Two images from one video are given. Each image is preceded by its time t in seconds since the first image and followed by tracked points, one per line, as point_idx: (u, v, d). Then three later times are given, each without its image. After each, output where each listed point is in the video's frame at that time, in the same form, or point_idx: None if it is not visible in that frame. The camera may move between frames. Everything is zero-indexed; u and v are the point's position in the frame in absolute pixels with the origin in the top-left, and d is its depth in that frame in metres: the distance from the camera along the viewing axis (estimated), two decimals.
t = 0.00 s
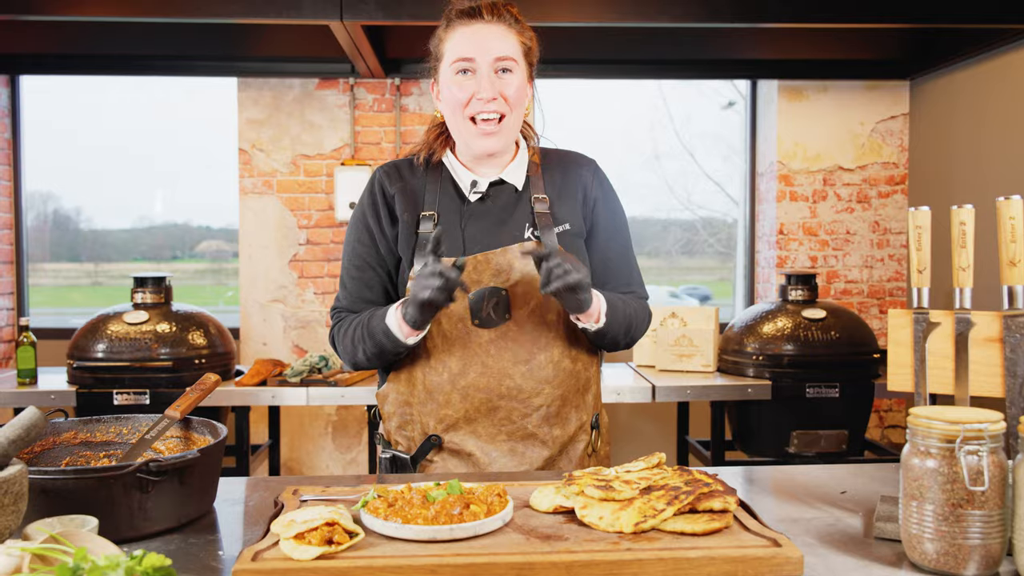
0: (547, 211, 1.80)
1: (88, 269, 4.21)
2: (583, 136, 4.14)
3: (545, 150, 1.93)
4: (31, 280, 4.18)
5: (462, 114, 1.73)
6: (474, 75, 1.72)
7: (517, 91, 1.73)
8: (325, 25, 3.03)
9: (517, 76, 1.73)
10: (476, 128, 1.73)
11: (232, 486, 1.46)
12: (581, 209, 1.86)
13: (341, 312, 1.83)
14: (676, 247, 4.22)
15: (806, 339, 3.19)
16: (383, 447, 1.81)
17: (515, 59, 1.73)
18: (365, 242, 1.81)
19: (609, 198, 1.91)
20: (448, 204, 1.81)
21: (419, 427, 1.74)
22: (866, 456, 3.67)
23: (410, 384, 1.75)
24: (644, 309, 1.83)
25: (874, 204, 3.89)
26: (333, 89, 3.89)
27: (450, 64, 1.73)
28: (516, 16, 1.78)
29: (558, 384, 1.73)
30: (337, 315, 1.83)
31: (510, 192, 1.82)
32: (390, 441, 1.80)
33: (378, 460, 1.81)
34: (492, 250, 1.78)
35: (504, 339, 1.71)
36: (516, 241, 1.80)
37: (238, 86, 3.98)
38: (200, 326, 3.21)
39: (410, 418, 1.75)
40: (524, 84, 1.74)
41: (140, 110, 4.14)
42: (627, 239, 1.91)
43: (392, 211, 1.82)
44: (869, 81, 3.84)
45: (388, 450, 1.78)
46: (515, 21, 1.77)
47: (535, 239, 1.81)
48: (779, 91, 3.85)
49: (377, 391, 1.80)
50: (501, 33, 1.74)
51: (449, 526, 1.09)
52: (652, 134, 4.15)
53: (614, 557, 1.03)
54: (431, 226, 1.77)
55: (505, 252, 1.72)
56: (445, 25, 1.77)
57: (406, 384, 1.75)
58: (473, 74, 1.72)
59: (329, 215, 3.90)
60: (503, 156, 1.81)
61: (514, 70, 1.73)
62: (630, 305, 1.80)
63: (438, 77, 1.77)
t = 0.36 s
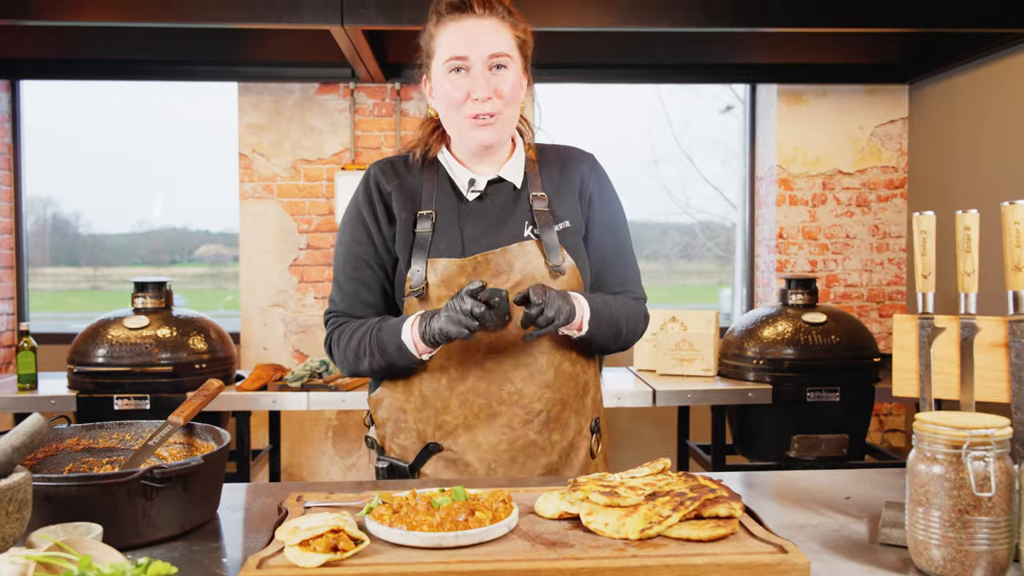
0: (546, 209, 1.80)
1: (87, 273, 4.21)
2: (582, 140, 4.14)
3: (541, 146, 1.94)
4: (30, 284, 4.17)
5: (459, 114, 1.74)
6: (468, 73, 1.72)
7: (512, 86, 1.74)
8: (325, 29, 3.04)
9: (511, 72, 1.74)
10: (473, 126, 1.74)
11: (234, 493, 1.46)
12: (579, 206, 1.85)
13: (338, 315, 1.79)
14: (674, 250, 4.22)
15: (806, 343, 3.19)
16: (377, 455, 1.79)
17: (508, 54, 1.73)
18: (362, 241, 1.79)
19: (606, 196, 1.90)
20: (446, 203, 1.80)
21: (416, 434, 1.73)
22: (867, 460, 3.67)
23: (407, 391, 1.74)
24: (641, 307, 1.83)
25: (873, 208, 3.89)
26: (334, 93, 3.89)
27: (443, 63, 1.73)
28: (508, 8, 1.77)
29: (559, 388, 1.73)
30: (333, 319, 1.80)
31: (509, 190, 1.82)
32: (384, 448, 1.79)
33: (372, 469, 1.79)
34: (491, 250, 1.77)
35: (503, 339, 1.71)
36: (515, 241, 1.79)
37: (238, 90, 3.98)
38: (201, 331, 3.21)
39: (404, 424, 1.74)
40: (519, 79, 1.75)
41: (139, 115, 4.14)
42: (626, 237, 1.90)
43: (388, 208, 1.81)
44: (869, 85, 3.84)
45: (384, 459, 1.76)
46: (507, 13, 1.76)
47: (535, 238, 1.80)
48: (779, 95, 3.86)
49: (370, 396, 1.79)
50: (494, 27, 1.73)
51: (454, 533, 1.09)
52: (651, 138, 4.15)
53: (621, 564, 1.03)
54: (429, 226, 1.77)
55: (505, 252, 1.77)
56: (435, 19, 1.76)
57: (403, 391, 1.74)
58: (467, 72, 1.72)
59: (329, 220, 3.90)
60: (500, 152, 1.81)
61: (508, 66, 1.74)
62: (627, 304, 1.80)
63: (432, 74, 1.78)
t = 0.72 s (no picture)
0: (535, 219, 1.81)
1: (84, 286, 4.19)
2: (580, 155, 4.14)
3: (526, 155, 1.96)
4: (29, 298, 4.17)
5: (443, 117, 1.74)
6: (452, 77, 1.73)
7: (498, 91, 1.75)
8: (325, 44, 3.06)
9: (497, 77, 1.75)
10: (458, 131, 1.74)
11: (233, 511, 1.45)
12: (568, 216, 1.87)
13: (313, 331, 1.79)
14: (672, 264, 4.23)
15: (806, 357, 3.19)
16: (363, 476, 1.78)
17: (494, 58, 1.75)
18: (341, 258, 1.77)
19: (592, 204, 1.92)
20: (430, 213, 1.80)
21: (404, 454, 1.72)
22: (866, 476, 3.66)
23: (393, 409, 1.73)
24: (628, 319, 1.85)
25: (871, 222, 3.90)
26: (333, 107, 3.90)
27: (429, 67, 1.74)
28: (493, 11, 1.79)
29: (549, 405, 1.73)
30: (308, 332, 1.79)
31: (494, 200, 1.82)
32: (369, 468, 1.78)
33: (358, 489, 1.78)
34: (478, 261, 1.77)
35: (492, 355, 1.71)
36: (502, 251, 1.79)
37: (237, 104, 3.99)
38: (199, 346, 3.20)
39: (388, 445, 1.74)
40: (504, 84, 1.76)
41: (138, 128, 4.14)
42: (612, 247, 1.92)
43: (370, 220, 1.80)
44: (866, 100, 3.86)
45: (369, 481, 1.76)
46: (492, 17, 1.78)
47: (523, 248, 1.80)
48: (777, 110, 3.88)
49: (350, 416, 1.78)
50: (479, 29, 1.75)
51: (456, 552, 1.09)
52: (648, 152, 4.16)
53: None
54: (413, 237, 1.76)
55: (493, 263, 1.76)
56: (419, 23, 1.77)
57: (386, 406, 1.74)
58: (452, 76, 1.73)
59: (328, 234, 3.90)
60: (485, 161, 1.82)
61: (493, 70, 1.75)
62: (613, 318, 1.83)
63: (416, 78, 1.78)
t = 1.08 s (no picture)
0: (532, 245, 1.83)
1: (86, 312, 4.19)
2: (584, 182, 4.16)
3: (522, 177, 1.98)
4: (33, 324, 4.17)
5: (440, 143, 1.77)
6: (449, 103, 1.77)
7: (494, 115, 1.79)
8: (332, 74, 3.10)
9: (492, 100, 1.79)
10: (456, 156, 1.77)
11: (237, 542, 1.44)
12: (565, 239, 1.91)
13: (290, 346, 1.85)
14: (675, 291, 4.22)
15: (811, 386, 3.18)
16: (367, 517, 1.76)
17: (488, 82, 1.79)
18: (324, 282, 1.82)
19: (585, 225, 1.97)
20: (425, 244, 1.82)
21: (410, 491, 1.71)
22: (873, 506, 3.63)
23: (394, 447, 1.73)
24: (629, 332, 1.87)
25: (875, 251, 3.91)
26: (338, 136, 3.93)
27: (425, 94, 1.77)
28: (485, 40, 1.83)
29: (555, 434, 1.74)
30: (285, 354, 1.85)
31: (490, 228, 1.85)
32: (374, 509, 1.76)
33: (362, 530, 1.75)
34: (478, 291, 1.78)
35: (497, 386, 1.73)
36: (505, 280, 1.81)
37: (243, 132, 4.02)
38: (203, 372, 3.21)
39: (391, 482, 1.72)
40: (500, 108, 1.80)
41: (144, 155, 4.17)
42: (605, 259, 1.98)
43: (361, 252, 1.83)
44: (868, 129, 3.88)
45: (372, 521, 1.73)
46: (484, 43, 1.82)
47: (523, 276, 1.82)
48: (780, 138, 3.90)
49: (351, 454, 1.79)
50: (472, 56, 1.79)
51: None
52: (651, 180, 4.18)
53: None
54: (409, 268, 1.77)
55: (495, 291, 1.76)
56: (412, 52, 1.81)
57: (388, 440, 1.73)
58: (448, 101, 1.77)
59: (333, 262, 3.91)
60: (482, 188, 1.84)
61: (488, 94, 1.79)
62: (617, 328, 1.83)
63: (411, 106, 1.81)
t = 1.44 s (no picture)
0: (544, 273, 1.85)
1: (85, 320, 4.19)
2: (584, 193, 4.17)
3: (534, 198, 2.02)
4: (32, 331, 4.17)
5: (450, 170, 1.79)
6: (455, 131, 1.79)
7: (502, 143, 1.80)
8: (335, 84, 3.11)
9: (500, 129, 1.80)
10: (462, 185, 1.78)
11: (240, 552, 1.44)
12: (576, 266, 1.93)
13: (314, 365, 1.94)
14: (674, 300, 4.22)
15: (811, 397, 3.19)
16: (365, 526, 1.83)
17: (496, 110, 1.80)
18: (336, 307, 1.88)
19: (595, 251, 1.99)
20: (436, 267, 1.84)
21: (409, 507, 1.76)
22: (874, 517, 3.63)
23: (399, 461, 1.76)
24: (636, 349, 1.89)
25: (875, 262, 3.91)
26: (340, 145, 3.94)
27: (432, 122, 1.79)
28: (494, 63, 1.85)
29: (558, 464, 1.76)
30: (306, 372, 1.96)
31: (501, 253, 1.86)
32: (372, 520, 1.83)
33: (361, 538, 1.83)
34: (489, 318, 1.79)
35: (503, 414, 1.74)
36: (516, 307, 1.82)
37: (245, 142, 4.04)
38: (203, 381, 3.21)
39: (390, 497, 1.78)
40: (508, 135, 1.81)
41: (145, 164, 4.18)
42: (613, 286, 2.04)
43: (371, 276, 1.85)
44: (868, 141, 3.89)
45: (371, 531, 1.81)
46: (494, 69, 1.84)
47: (534, 304, 1.83)
48: (780, 150, 3.91)
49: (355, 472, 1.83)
50: (480, 82, 1.81)
51: None
52: (650, 191, 4.19)
53: None
54: (420, 291, 1.80)
55: (506, 320, 1.76)
56: (421, 78, 1.84)
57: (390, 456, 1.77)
58: (455, 129, 1.78)
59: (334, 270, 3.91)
60: (491, 215, 1.84)
61: (496, 122, 1.80)
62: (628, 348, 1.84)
63: (419, 132, 1.84)
